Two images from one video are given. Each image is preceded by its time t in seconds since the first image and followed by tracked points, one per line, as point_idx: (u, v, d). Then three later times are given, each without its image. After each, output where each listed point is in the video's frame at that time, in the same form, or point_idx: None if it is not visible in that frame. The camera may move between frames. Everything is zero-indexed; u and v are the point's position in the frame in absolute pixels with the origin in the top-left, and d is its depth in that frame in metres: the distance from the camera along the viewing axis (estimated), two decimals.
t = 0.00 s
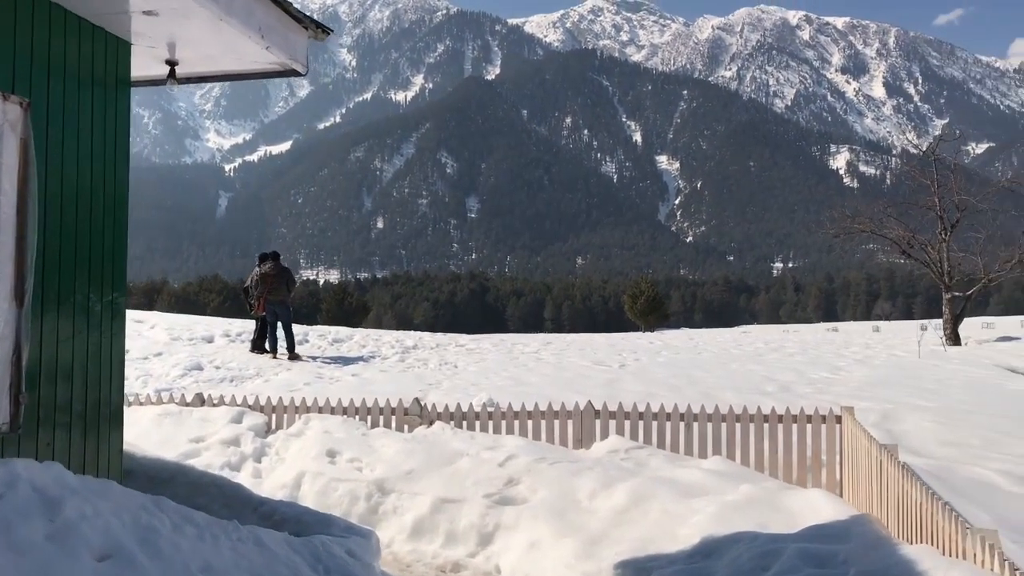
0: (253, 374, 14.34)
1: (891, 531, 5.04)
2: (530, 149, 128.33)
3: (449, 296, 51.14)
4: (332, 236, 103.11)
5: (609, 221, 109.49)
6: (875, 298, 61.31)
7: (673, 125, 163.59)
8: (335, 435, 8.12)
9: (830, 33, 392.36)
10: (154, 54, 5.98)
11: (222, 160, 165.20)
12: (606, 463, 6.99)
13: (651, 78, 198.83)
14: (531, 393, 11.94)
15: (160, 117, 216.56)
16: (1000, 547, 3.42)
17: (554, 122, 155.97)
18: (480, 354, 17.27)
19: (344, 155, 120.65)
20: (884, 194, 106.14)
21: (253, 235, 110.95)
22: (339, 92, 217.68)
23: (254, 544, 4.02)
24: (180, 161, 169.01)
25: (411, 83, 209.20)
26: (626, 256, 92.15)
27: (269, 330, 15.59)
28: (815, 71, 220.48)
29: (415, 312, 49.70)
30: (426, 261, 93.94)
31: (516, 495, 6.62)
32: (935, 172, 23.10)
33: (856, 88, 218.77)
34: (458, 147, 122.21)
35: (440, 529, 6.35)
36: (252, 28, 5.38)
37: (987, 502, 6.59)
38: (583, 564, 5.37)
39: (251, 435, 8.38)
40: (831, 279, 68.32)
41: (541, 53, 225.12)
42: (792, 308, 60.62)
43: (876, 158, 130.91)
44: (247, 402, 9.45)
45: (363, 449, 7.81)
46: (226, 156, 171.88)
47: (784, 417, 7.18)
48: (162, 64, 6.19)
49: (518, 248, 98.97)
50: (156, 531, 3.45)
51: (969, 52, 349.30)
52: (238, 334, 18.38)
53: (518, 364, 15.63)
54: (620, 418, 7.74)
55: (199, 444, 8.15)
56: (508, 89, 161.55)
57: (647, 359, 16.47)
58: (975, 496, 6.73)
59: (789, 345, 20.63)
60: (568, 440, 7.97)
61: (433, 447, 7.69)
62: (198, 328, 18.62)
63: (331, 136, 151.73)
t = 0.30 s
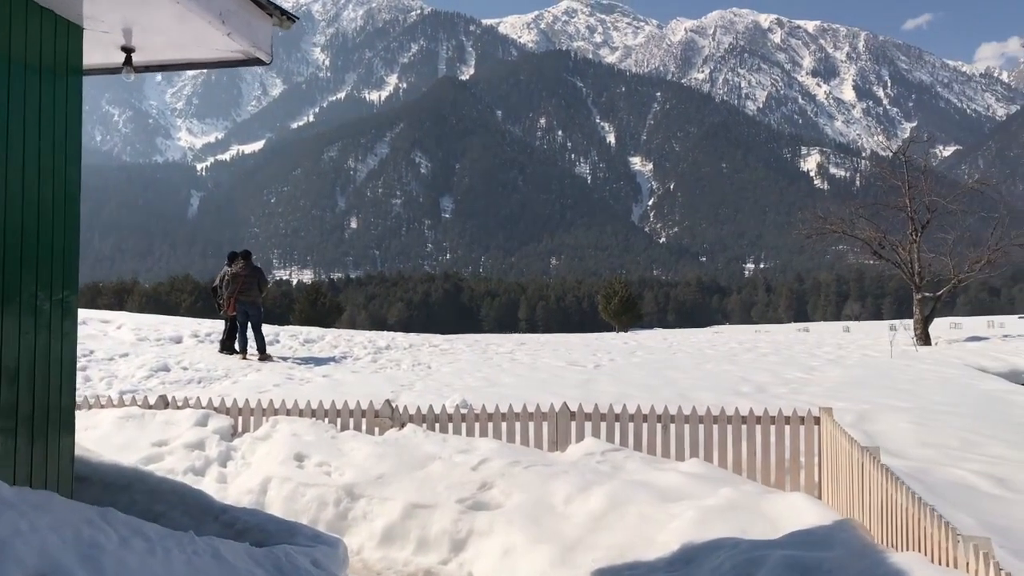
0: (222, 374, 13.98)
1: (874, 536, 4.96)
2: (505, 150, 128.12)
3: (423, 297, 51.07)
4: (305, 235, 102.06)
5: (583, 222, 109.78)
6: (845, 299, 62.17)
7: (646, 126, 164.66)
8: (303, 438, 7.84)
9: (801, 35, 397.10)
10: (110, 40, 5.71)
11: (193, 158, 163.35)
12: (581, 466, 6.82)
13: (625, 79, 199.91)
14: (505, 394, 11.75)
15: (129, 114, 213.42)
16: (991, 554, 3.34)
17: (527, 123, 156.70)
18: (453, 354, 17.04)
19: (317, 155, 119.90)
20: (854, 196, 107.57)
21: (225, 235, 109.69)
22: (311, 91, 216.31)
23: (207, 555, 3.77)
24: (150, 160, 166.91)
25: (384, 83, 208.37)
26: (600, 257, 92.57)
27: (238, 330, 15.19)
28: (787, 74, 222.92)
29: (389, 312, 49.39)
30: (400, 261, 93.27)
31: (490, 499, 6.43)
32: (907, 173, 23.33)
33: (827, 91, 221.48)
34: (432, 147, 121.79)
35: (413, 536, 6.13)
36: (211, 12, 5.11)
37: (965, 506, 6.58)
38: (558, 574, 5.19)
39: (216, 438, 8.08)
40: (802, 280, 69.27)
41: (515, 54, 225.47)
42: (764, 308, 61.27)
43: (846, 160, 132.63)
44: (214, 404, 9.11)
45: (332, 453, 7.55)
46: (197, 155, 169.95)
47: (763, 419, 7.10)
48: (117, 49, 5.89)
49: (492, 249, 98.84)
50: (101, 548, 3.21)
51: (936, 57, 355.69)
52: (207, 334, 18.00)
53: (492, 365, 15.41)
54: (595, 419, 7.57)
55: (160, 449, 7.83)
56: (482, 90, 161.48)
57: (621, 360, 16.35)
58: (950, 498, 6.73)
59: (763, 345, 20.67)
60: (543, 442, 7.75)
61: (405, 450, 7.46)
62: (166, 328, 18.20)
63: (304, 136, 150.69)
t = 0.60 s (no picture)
0: (204, 374, 13.68)
1: (880, 538, 4.81)
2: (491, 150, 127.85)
3: (409, 297, 50.80)
4: (290, 234, 101.39)
5: (569, 222, 109.73)
6: (830, 299, 62.46)
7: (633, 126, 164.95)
8: (286, 438, 7.59)
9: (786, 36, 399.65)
10: (78, 21, 5.43)
11: (177, 157, 162.21)
12: (573, 466, 6.62)
13: (611, 80, 200.21)
14: (493, 394, 11.53)
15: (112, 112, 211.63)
16: (1005, 559, 3.18)
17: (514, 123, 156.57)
18: (440, 354, 16.79)
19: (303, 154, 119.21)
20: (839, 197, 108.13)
21: (210, 234, 108.87)
22: (297, 91, 215.26)
23: (178, 563, 3.54)
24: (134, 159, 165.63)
25: (370, 82, 207.77)
26: (587, 258, 92.58)
27: (221, 329, 14.88)
28: (771, 75, 224.21)
29: (375, 311, 49.07)
30: (385, 260, 92.67)
31: (478, 502, 6.21)
32: (893, 173, 23.36)
33: (811, 92, 222.85)
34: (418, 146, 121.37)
35: (397, 539, 5.92)
36: None
37: (961, 505, 6.48)
38: None
39: (195, 439, 7.80)
40: (787, 280, 69.66)
41: (501, 54, 225.37)
42: (749, 308, 61.45)
43: (831, 161, 133.37)
44: (193, 404, 8.81)
45: (315, 454, 7.31)
46: (181, 153, 168.77)
47: (758, 417, 6.96)
48: (89, 31, 5.60)
49: (479, 248, 98.57)
50: (58, 558, 2.97)
51: (919, 59, 358.97)
52: (190, 333, 17.65)
53: (479, 364, 15.19)
54: (587, 419, 7.37)
55: (137, 450, 7.55)
56: (469, 90, 161.23)
57: (610, 359, 16.18)
58: (947, 499, 6.64)
59: (751, 344, 20.56)
60: (533, 441, 7.55)
61: (390, 451, 7.22)
62: (147, 327, 17.82)
63: (289, 135, 149.89)
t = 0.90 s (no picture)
0: (189, 375, 13.40)
1: (887, 552, 4.67)
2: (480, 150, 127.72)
3: (398, 296, 50.67)
4: (278, 234, 100.92)
5: (559, 221, 109.79)
6: (818, 299, 62.59)
7: (622, 126, 165.36)
8: (270, 444, 7.34)
9: (774, 36, 401.13)
10: (47, 8, 5.16)
11: (165, 156, 161.45)
12: (567, 474, 6.42)
13: (601, 79, 200.41)
14: (483, 396, 11.30)
15: (99, 111, 210.05)
16: None
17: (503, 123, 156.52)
18: (430, 355, 16.55)
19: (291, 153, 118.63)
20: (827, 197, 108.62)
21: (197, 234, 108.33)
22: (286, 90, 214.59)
23: None
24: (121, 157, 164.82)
25: (359, 81, 207.40)
26: (577, 258, 92.65)
27: (206, 329, 14.58)
28: (760, 75, 225.07)
29: (364, 311, 48.86)
30: (374, 260, 91.73)
31: (468, 512, 5.99)
32: (883, 172, 23.32)
33: (799, 92, 223.88)
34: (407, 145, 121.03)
35: (384, 550, 5.70)
36: None
37: (962, 513, 6.35)
38: None
39: (176, 444, 7.48)
40: (775, 280, 69.94)
41: (491, 54, 225.49)
42: (737, 307, 61.59)
43: (819, 162, 134.08)
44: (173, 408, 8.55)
45: (300, 461, 7.06)
46: (169, 152, 168.01)
47: (754, 422, 6.78)
48: (59, 19, 5.34)
49: (468, 248, 98.39)
50: None
51: (906, 60, 361.27)
52: (175, 334, 17.34)
53: (469, 365, 14.99)
54: (581, 422, 7.17)
55: (115, 457, 7.27)
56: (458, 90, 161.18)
57: (601, 360, 15.99)
58: (947, 505, 6.51)
59: (741, 344, 20.44)
60: (524, 447, 7.35)
61: (377, 458, 6.99)
62: (131, 328, 17.50)
63: (278, 133, 149.43)
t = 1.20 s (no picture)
0: (173, 375, 13.17)
1: (890, 557, 4.53)
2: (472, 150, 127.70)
3: (390, 296, 50.47)
4: (270, 233, 100.37)
5: (551, 222, 109.88)
6: (809, 298, 62.89)
7: (614, 126, 165.53)
8: (253, 446, 7.12)
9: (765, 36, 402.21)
10: None
11: (156, 156, 160.95)
12: (558, 477, 6.23)
13: (592, 79, 200.49)
14: (474, 396, 11.10)
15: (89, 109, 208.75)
16: None
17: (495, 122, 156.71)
18: (419, 354, 16.36)
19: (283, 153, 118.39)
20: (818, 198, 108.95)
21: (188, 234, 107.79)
22: (278, 90, 214.33)
23: None
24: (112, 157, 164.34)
25: (351, 81, 207.26)
26: (569, 258, 92.66)
27: (192, 328, 14.32)
28: (751, 75, 225.49)
29: (356, 311, 48.60)
30: (366, 259, 90.96)
31: (454, 515, 5.79)
32: (876, 171, 23.21)
33: (790, 92, 224.91)
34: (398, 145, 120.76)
35: (369, 556, 5.49)
36: None
37: (963, 515, 6.22)
38: None
39: (155, 446, 7.23)
40: (766, 279, 70.11)
41: (482, 54, 225.83)
42: (729, 307, 61.73)
43: (810, 162, 134.63)
44: (155, 408, 8.30)
45: (284, 463, 6.83)
46: (161, 152, 167.60)
47: (751, 421, 6.63)
48: None
49: (460, 248, 98.14)
50: None
51: (897, 60, 362.83)
52: (161, 333, 17.06)
53: (459, 364, 14.79)
54: (572, 423, 6.98)
55: (92, 458, 7.03)
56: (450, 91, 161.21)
57: (593, 359, 15.81)
58: (947, 507, 6.37)
59: (734, 343, 20.29)
60: (515, 448, 7.15)
61: (364, 460, 6.77)
62: (117, 326, 17.19)
63: (270, 133, 149.10)
